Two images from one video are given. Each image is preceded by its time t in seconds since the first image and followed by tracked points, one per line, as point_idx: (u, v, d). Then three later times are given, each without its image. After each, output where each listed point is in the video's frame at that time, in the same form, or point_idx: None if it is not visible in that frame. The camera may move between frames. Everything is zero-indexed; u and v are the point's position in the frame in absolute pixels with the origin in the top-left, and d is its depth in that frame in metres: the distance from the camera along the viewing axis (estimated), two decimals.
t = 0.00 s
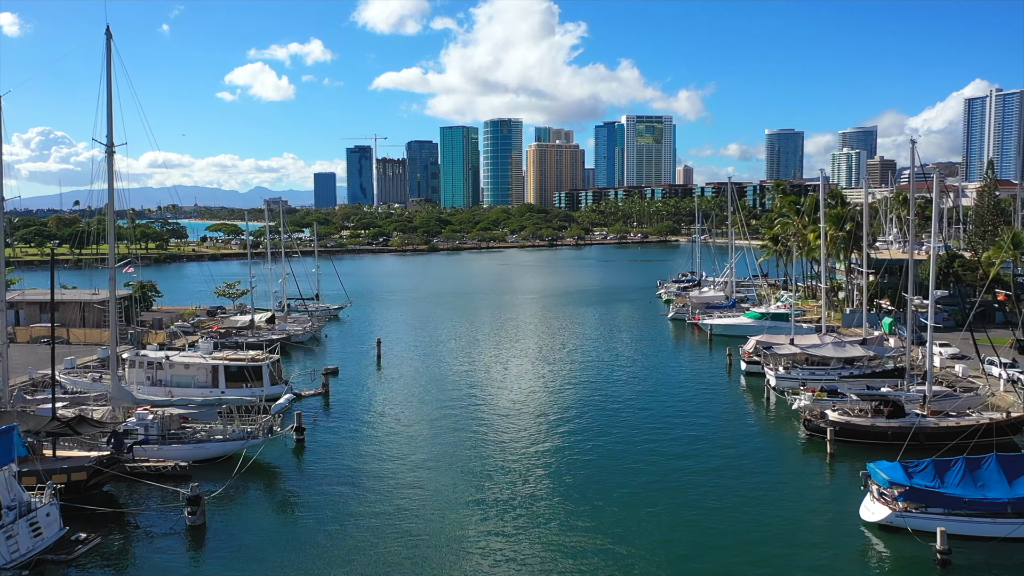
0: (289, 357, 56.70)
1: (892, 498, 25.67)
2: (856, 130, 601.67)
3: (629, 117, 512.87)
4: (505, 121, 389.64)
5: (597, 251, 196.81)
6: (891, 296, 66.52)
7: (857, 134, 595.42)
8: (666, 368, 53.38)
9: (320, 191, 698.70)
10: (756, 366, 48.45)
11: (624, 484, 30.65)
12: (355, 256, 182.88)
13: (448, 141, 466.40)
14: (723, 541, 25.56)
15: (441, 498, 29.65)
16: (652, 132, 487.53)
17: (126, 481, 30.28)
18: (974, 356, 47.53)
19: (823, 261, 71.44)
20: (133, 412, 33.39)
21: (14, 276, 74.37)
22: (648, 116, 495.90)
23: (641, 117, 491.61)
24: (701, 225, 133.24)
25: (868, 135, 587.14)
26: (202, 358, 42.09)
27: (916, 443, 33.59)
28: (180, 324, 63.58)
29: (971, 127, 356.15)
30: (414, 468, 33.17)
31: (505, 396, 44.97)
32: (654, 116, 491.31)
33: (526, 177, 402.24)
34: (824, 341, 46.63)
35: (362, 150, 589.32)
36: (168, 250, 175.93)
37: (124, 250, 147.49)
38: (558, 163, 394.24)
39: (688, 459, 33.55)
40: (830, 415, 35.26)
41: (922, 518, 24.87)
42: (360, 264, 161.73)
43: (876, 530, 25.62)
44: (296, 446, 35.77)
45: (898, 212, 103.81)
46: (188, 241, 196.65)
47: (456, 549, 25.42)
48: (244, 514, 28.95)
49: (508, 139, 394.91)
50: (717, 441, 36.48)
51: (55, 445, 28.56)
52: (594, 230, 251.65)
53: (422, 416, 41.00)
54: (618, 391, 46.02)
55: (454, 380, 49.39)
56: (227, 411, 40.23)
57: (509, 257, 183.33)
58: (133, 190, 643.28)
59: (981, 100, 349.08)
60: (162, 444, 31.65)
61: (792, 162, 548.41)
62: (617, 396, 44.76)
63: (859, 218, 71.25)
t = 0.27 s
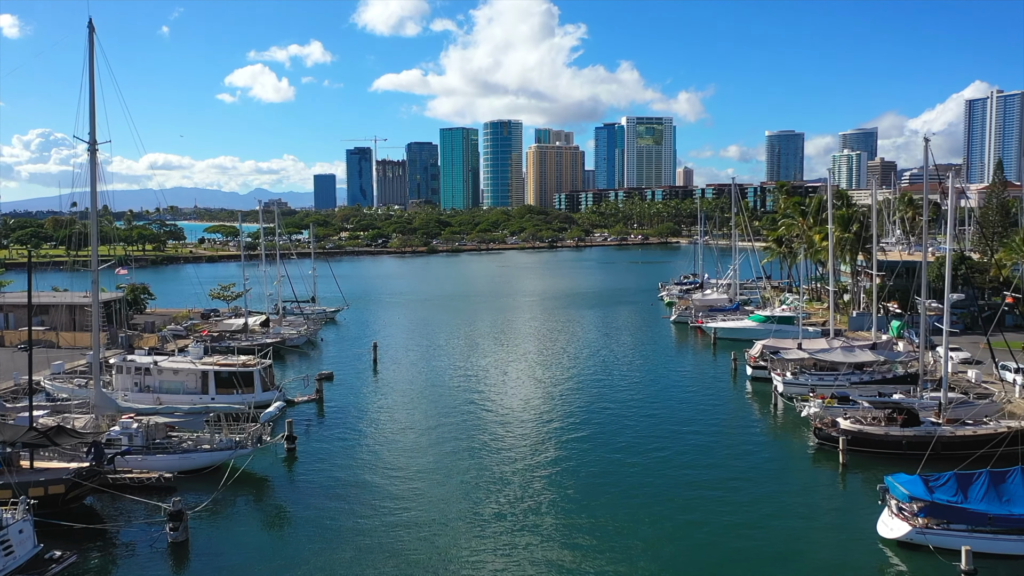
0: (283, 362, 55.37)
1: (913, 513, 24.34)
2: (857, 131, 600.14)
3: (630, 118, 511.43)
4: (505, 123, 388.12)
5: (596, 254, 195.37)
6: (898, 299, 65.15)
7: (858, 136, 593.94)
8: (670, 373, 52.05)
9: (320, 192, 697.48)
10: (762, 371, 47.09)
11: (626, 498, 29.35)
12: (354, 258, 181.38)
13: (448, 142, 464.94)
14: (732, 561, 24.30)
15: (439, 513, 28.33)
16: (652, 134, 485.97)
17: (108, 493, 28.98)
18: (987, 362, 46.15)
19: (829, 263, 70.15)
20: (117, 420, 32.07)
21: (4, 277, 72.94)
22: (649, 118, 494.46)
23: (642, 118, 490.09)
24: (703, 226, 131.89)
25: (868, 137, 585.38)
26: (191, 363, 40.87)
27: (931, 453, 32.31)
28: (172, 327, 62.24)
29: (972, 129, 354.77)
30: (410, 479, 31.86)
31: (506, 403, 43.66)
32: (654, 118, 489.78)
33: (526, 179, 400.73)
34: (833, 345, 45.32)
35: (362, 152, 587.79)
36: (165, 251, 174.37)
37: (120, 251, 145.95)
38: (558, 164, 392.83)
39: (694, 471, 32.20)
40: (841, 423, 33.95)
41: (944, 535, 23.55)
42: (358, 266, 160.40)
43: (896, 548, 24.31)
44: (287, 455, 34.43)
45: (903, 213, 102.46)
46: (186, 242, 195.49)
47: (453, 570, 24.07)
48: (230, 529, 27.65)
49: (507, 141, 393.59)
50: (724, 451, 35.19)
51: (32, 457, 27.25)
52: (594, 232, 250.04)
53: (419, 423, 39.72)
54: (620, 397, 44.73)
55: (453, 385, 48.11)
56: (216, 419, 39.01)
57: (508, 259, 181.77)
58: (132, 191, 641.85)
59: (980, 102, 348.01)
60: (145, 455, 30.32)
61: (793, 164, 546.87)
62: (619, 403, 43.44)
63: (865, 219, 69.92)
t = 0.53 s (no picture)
0: (277, 366, 54.08)
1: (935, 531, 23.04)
2: (857, 133, 598.98)
3: (630, 120, 510.19)
4: (505, 125, 386.85)
5: (596, 256, 194.03)
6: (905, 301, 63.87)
7: (858, 137, 592.70)
8: (673, 378, 50.75)
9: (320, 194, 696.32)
10: (768, 377, 45.78)
11: (630, 512, 28.05)
12: (353, 260, 180.05)
13: (447, 144, 463.63)
14: None
15: (433, 527, 27.11)
16: (652, 135, 484.64)
17: (89, 507, 27.66)
18: (1000, 367, 44.89)
19: (834, 265, 68.86)
20: (99, 429, 30.80)
21: None
22: (649, 119, 493.24)
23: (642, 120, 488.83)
24: (705, 228, 130.49)
25: (868, 138, 584.20)
26: (180, 369, 39.57)
27: (947, 463, 31.03)
28: (164, 330, 60.87)
29: (973, 131, 353.73)
30: (404, 491, 30.62)
31: (505, 410, 42.42)
32: (654, 119, 488.49)
33: (526, 180, 399.43)
34: (842, 350, 44.02)
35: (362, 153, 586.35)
36: (163, 253, 172.91)
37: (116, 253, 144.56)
38: (558, 166, 391.59)
39: (701, 483, 30.91)
40: (854, 433, 32.66)
41: (968, 553, 22.23)
42: (357, 268, 159.00)
43: (918, 568, 23.03)
44: (277, 465, 33.16)
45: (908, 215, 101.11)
46: (184, 244, 194.05)
47: None
48: (215, 544, 26.36)
49: (508, 142, 392.43)
50: (731, 460, 33.88)
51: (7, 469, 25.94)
52: (594, 234, 248.61)
53: (416, 431, 38.50)
54: (623, 403, 43.42)
55: (451, 391, 46.90)
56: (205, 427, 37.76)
57: (508, 260, 180.37)
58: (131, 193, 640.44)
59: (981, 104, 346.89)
60: (128, 466, 29.00)
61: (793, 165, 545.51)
62: (621, 409, 42.14)
63: (872, 221, 68.64)
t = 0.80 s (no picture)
0: (271, 370, 52.84)
1: (957, 551, 21.52)
2: (857, 134, 597.53)
3: (630, 120, 508.83)
4: (505, 125, 385.42)
5: (596, 256, 192.69)
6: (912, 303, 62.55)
7: (859, 137, 591.21)
8: (677, 382, 49.46)
9: (319, 194, 695.46)
10: (775, 381, 44.49)
11: (635, 527, 26.78)
12: (351, 260, 178.71)
13: (447, 144, 462.33)
14: None
15: (429, 542, 25.95)
16: (652, 135, 483.12)
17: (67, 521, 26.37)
18: (1014, 371, 43.50)
19: (840, 266, 67.48)
20: (80, 438, 29.55)
21: None
22: (649, 120, 491.79)
23: (642, 120, 487.45)
24: (707, 228, 129.03)
25: (869, 139, 582.40)
26: (167, 374, 38.28)
27: (965, 473, 29.73)
28: (156, 333, 59.55)
29: (974, 131, 352.58)
30: (397, 501, 29.50)
31: (504, 415, 41.30)
32: (654, 120, 487.06)
33: (526, 180, 398.01)
34: (852, 353, 42.69)
35: (361, 153, 585.13)
36: (159, 254, 171.57)
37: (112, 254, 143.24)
38: (558, 167, 390.44)
39: (708, 495, 29.62)
40: (867, 441, 31.36)
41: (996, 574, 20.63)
42: (356, 268, 157.70)
43: None
44: (266, 475, 31.84)
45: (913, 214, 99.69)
46: (182, 244, 192.66)
47: None
48: (196, 561, 24.97)
49: (507, 142, 391.23)
50: (738, 470, 32.59)
51: None
52: (594, 234, 247.20)
53: (411, 438, 37.40)
54: (625, 409, 42.15)
55: (449, 395, 45.79)
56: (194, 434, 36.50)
57: (508, 261, 178.94)
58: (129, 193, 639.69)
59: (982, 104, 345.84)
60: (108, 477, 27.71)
61: (793, 166, 544.84)
62: (623, 415, 40.86)
63: (879, 221, 67.20)
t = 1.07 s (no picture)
0: (264, 374, 51.58)
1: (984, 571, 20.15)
2: (858, 134, 596.24)
3: (630, 120, 507.46)
4: (505, 124, 384.00)
5: (597, 257, 190.67)
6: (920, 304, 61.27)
7: (859, 136, 589.77)
8: (681, 386, 48.17)
9: (319, 194, 694.15)
10: (781, 385, 43.21)
11: (640, 542, 25.53)
12: (350, 261, 177.39)
13: (446, 144, 460.96)
14: None
15: (427, 557, 24.79)
16: (653, 135, 481.63)
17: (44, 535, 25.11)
18: None
19: (847, 267, 66.01)
20: (60, 448, 28.28)
21: None
22: (649, 120, 490.33)
23: (642, 120, 486.13)
24: (709, 227, 127.54)
25: (869, 138, 581.08)
26: (154, 379, 36.99)
27: (983, 484, 28.49)
28: (147, 335, 58.22)
29: (976, 130, 351.34)
30: (390, 513, 28.34)
31: (503, 421, 40.15)
32: (654, 119, 485.74)
33: (526, 180, 396.67)
34: (862, 357, 41.39)
35: (361, 153, 583.84)
36: (156, 254, 170.20)
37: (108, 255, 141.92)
38: (558, 167, 389.21)
39: (716, 507, 28.36)
40: (880, 450, 30.10)
41: None
42: (354, 269, 156.43)
43: None
44: (254, 485, 30.56)
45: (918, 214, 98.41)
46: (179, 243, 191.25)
47: None
48: None
49: (508, 142, 389.99)
50: (747, 479, 31.29)
51: None
52: (594, 234, 245.84)
53: (407, 445, 36.26)
54: (628, 414, 40.86)
55: (447, 400, 44.65)
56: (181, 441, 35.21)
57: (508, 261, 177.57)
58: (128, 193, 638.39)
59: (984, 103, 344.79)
60: (88, 489, 26.45)
61: (794, 166, 543.66)
62: (625, 421, 39.62)
63: (886, 221, 65.65)
